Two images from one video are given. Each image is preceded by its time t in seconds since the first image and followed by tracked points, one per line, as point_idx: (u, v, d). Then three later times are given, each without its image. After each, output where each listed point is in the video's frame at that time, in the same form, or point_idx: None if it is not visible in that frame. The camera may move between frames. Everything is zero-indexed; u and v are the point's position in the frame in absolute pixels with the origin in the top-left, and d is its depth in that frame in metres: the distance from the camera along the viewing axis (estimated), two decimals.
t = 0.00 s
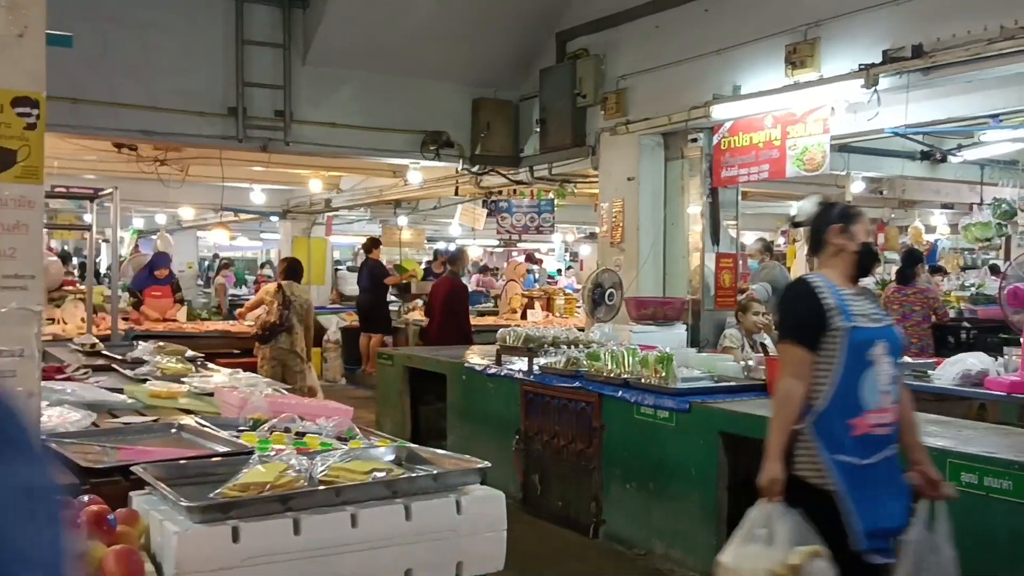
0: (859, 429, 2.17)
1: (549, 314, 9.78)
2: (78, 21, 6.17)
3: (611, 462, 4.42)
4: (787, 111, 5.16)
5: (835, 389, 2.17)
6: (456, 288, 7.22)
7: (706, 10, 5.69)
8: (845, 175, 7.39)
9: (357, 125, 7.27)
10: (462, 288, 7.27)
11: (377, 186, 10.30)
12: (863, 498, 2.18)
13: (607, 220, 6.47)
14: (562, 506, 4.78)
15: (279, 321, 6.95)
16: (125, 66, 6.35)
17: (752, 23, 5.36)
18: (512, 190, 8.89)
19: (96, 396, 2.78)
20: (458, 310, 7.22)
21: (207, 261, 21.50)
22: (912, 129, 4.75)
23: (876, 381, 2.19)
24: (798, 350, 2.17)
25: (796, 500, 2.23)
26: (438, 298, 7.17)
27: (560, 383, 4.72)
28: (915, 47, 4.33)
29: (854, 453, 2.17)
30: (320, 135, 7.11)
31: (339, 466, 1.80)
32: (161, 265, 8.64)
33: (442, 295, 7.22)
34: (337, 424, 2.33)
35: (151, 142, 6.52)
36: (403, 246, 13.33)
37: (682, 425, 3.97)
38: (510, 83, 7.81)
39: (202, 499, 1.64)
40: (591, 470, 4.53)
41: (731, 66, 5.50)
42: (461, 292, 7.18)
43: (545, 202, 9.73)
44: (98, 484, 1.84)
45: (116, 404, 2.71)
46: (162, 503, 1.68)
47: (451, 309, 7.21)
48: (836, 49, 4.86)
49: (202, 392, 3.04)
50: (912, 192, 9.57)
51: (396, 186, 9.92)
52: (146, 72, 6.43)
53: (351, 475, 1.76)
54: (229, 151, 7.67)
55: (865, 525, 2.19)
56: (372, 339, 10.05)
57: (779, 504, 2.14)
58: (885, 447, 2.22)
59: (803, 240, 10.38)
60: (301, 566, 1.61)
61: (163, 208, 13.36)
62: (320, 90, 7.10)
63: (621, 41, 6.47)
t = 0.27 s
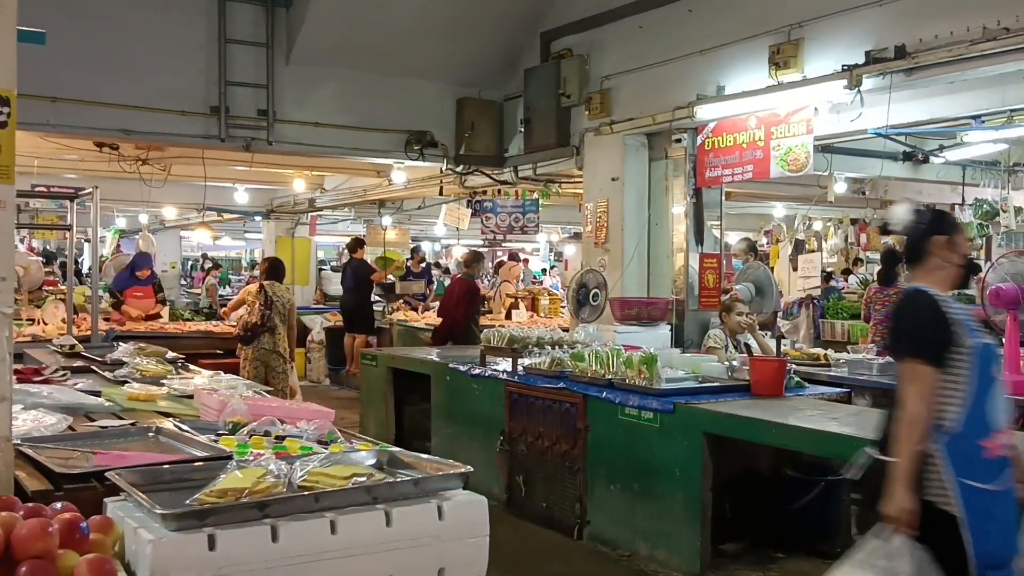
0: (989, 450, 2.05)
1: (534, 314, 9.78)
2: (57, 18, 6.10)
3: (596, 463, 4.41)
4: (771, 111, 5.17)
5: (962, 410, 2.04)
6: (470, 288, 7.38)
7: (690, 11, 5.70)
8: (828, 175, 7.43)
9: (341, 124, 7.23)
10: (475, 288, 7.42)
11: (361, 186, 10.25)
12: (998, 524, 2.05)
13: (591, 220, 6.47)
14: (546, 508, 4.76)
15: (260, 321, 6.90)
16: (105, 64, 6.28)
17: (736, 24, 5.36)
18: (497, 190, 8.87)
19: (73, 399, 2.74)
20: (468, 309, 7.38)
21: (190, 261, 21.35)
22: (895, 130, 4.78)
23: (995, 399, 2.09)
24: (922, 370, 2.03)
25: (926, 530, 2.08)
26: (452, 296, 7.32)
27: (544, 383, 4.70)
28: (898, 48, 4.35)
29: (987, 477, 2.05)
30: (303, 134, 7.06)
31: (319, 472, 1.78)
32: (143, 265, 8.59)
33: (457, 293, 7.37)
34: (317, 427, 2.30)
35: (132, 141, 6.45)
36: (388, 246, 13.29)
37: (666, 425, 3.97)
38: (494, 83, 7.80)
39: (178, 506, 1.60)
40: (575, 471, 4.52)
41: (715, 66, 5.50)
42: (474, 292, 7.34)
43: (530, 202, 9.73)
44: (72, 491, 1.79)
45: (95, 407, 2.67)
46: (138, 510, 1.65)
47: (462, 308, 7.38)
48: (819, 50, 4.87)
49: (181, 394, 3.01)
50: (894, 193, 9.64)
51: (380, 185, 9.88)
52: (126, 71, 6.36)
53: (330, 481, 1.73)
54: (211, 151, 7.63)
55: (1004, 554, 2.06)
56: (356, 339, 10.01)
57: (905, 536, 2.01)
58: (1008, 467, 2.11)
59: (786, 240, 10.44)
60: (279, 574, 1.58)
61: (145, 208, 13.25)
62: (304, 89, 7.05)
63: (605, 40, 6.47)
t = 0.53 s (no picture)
0: None
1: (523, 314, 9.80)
2: (39, 13, 5.99)
3: (586, 465, 4.37)
4: (762, 110, 5.14)
5: None
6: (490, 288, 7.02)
7: (681, 9, 5.67)
8: (817, 175, 7.43)
9: (328, 122, 7.15)
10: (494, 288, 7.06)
11: (348, 185, 10.17)
12: None
13: (580, 219, 6.42)
14: (536, 510, 4.71)
15: (248, 321, 6.81)
16: (87, 60, 6.18)
17: (727, 22, 5.34)
18: (485, 189, 8.81)
19: (52, 402, 2.66)
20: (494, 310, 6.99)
21: (174, 260, 21.16)
22: (887, 130, 4.76)
23: None
24: None
25: None
26: (472, 298, 6.93)
27: (533, 384, 4.66)
28: (890, 46, 4.33)
29: None
30: (289, 132, 6.98)
31: (306, 479, 1.72)
32: (128, 264, 8.50)
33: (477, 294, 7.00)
34: (304, 431, 2.24)
35: (115, 139, 6.36)
36: (375, 245, 13.19)
37: (658, 427, 3.93)
38: (483, 81, 7.75)
39: (160, 516, 1.54)
40: (566, 473, 4.47)
41: (705, 64, 5.47)
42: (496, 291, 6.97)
43: (518, 201, 9.69)
44: (49, 499, 1.72)
45: (75, 410, 2.60)
46: (118, 520, 1.58)
47: (485, 310, 6.99)
48: (810, 48, 4.84)
49: (164, 397, 2.94)
50: (883, 193, 9.66)
51: (367, 184, 9.81)
52: (109, 67, 6.26)
53: (319, 489, 1.67)
54: (196, 149, 7.53)
55: None
56: (343, 339, 9.92)
57: None
58: None
59: (774, 240, 10.44)
60: None
61: (129, 206, 13.10)
62: (290, 87, 6.97)
63: (594, 39, 6.43)
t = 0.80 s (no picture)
0: None
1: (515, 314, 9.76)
2: (23, 6, 5.85)
3: (585, 470, 4.28)
4: (761, 107, 5.07)
5: None
6: (513, 287, 6.69)
7: (678, 5, 5.60)
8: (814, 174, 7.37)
9: (319, 119, 7.03)
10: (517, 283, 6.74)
11: (338, 183, 10.04)
12: None
13: (575, 218, 6.34)
14: (533, 515, 4.62)
15: (238, 322, 6.71)
16: (72, 54, 6.04)
17: (725, 19, 5.27)
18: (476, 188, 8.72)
19: (35, 409, 2.55)
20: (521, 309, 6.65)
21: (160, 259, 20.94)
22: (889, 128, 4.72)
23: None
24: None
25: None
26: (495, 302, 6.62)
27: (530, 387, 4.56)
28: (893, 42, 4.28)
29: None
30: (279, 129, 6.86)
31: (308, 495, 1.62)
32: (114, 265, 8.35)
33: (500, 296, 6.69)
34: (301, 440, 2.14)
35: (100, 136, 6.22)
36: (364, 245, 13.06)
37: (659, 431, 3.84)
38: (475, 78, 7.65)
39: (152, 537, 1.43)
40: (564, 478, 4.39)
41: (703, 61, 5.41)
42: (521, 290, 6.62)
43: (510, 201, 9.60)
44: (32, 517, 1.61)
45: (59, 417, 2.49)
46: (106, 541, 1.47)
47: (512, 311, 6.67)
48: (811, 44, 4.78)
49: (152, 403, 2.83)
50: (877, 192, 9.63)
51: (357, 183, 9.69)
52: (94, 61, 6.12)
53: (321, 506, 1.57)
54: (184, 146, 7.39)
55: None
56: (332, 339, 9.80)
57: None
58: None
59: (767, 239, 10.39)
60: None
61: (114, 205, 12.91)
62: (280, 83, 6.86)
63: (590, 35, 6.35)
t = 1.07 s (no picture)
0: None
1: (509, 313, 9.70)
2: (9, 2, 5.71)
3: (585, 476, 4.20)
4: (763, 107, 4.99)
5: None
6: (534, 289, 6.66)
7: (678, 3, 5.53)
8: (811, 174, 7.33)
9: (311, 118, 6.92)
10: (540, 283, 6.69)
11: (330, 183, 9.93)
12: None
13: (572, 219, 6.26)
14: (532, 522, 4.54)
15: (231, 325, 6.58)
16: (60, 51, 5.91)
17: (725, 17, 5.20)
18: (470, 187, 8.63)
19: (22, 420, 2.44)
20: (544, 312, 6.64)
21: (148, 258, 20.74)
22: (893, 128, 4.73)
23: None
24: None
25: None
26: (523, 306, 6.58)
27: (529, 391, 4.48)
28: (898, 41, 4.21)
29: None
30: (271, 128, 6.75)
31: (312, 519, 1.53)
32: (102, 265, 8.21)
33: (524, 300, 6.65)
34: (300, 455, 2.05)
35: (89, 134, 6.09)
36: (356, 244, 12.95)
37: (662, 437, 3.77)
38: (470, 76, 7.56)
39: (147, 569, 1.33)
40: (564, 485, 4.31)
41: (703, 60, 5.34)
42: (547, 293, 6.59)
43: (504, 200, 9.51)
44: (18, 545, 1.51)
45: (47, 430, 2.39)
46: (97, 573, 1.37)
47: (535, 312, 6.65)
48: (814, 43, 4.71)
49: (143, 413, 2.73)
50: (872, 192, 9.60)
51: (349, 182, 9.58)
52: (82, 59, 5.99)
53: (327, 532, 1.48)
54: (173, 145, 7.27)
55: None
56: (323, 339, 9.68)
57: None
58: None
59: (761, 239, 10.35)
60: None
61: (101, 204, 12.75)
62: (272, 81, 6.74)
63: (587, 34, 6.27)
